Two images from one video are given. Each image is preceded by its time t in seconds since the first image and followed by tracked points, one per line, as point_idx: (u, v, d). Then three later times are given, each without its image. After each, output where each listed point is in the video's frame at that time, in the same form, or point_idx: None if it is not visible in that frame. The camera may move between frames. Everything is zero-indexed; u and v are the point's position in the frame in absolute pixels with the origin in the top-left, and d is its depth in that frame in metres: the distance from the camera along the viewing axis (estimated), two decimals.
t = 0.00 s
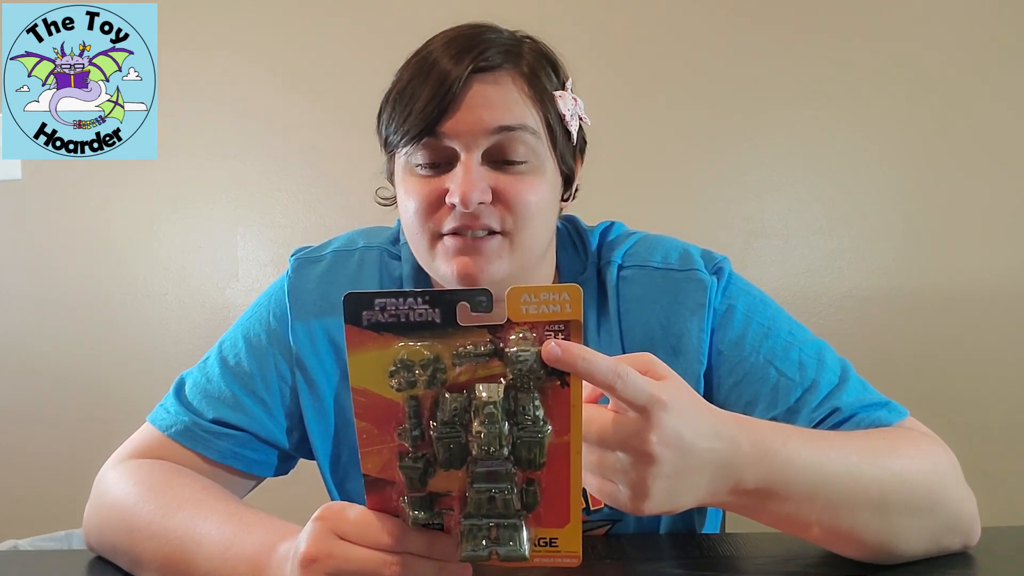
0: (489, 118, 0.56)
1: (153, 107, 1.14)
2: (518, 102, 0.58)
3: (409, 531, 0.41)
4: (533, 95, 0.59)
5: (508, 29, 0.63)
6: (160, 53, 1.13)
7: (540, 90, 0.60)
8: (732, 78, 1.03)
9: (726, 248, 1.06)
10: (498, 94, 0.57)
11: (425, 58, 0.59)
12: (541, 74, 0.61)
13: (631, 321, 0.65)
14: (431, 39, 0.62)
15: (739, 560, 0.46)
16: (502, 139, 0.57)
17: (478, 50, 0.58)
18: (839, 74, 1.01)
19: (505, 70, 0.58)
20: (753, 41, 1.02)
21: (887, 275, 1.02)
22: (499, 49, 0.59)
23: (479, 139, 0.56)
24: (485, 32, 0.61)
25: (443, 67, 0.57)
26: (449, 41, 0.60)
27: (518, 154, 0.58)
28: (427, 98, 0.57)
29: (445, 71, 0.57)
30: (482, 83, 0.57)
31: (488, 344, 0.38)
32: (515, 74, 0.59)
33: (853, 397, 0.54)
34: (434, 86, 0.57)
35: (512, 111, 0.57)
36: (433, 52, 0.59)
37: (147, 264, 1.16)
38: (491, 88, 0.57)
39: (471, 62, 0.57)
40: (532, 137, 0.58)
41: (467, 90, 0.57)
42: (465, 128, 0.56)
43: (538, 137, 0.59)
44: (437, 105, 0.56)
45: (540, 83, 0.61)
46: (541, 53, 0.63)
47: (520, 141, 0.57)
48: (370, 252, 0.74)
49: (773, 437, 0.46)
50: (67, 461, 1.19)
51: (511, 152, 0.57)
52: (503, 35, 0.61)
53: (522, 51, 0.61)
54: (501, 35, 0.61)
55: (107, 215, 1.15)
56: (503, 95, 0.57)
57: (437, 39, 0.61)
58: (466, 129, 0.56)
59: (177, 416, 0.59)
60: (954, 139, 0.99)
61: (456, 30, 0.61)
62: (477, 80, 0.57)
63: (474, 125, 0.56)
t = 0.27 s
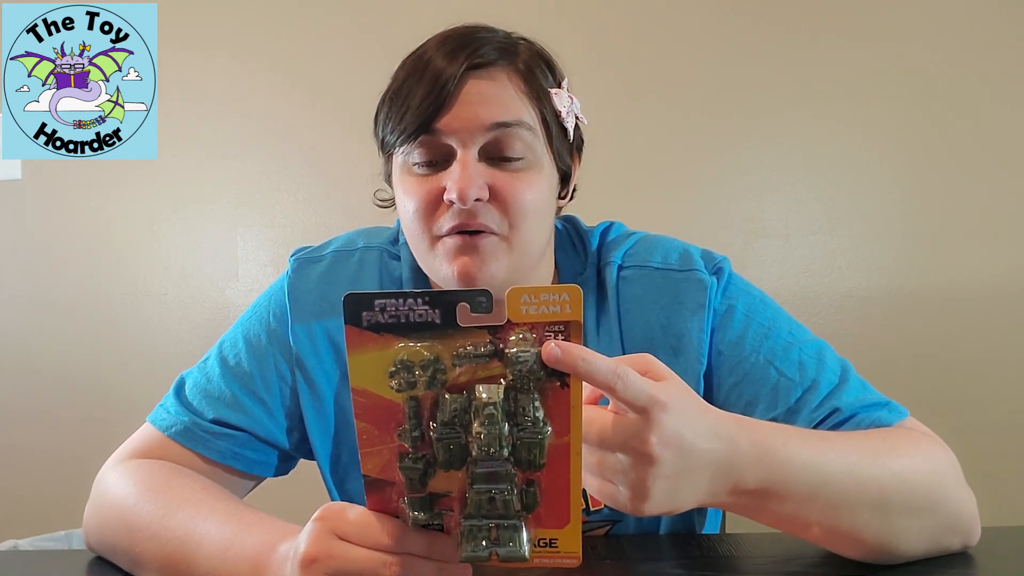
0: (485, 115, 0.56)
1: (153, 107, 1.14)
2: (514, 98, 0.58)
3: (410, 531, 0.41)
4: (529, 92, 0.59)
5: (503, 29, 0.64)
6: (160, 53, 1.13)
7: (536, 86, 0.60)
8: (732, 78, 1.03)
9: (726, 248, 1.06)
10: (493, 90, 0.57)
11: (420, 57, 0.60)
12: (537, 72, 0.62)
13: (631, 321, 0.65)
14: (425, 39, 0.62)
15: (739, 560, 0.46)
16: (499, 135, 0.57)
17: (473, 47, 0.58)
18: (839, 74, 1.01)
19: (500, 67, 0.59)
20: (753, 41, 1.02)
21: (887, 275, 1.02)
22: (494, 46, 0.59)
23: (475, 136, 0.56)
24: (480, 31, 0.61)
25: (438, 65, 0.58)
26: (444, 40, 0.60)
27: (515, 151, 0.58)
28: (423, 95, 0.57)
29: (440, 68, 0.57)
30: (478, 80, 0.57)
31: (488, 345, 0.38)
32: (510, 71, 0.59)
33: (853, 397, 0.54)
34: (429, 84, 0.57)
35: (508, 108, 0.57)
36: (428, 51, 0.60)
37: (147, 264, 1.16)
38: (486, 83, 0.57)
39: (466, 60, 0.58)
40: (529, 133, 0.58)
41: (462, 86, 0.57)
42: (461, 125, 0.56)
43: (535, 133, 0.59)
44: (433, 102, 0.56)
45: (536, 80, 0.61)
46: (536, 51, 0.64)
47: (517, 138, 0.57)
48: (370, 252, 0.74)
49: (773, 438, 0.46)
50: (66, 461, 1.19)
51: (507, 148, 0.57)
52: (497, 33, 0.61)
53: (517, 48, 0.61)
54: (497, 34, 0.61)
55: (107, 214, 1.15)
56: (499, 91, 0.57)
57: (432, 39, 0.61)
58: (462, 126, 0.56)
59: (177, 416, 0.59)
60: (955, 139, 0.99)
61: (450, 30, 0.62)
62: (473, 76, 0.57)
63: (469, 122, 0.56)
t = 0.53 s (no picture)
0: (484, 115, 0.56)
1: (153, 108, 1.14)
2: (513, 99, 0.58)
3: (409, 531, 0.41)
4: (527, 92, 0.59)
5: (500, 28, 0.64)
6: (160, 53, 1.13)
7: (534, 86, 0.61)
8: (732, 78, 1.03)
9: (726, 248, 1.06)
10: (492, 90, 0.57)
11: (417, 58, 0.60)
12: (535, 71, 0.62)
13: (631, 321, 0.65)
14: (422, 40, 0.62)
15: (739, 560, 0.46)
16: (498, 136, 0.57)
17: (471, 48, 0.58)
18: (838, 74, 1.01)
19: (498, 67, 0.59)
20: (753, 41, 1.02)
21: (887, 275, 1.02)
22: (491, 46, 0.59)
23: (474, 136, 0.56)
24: (477, 31, 0.61)
25: (436, 66, 0.58)
26: (442, 41, 0.60)
27: (515, 151, 0.58)
28: (422, 96, 0.57)
29: (438, 70, 0.57)
30: (476, 81, 0.57)
31: (488, 344, 0.38)
32: (508, 71, 0.59)
33: (854, 397, 0.54)
34: (427, 85, 0.57)
35: (507, 108, 0.57)
36: (425, 52, 0.60)
37: (147, 264, 1.16)
38: (485, 84, 0.57)
39: (464, 60, 0.57)
40: (528, 134, 0.58)
41: (461, 87, 0.57)
42: (460, 126, 0.56)
43: (534, 133, 0.59)
44: (431, 104, 0.56)
45: (534, 80, 0.61)
46: (533, 50, 0.63)
47: (516, 138, 0.58)
48: (370, 252, 0.74)
49: (773, 437, 0.46)
50: (66, 461, 1.19)
51: (507, 149, 0.57)
52: (495, 33, 0.61)
53: (514, 48, 0.61)
54: (494, 33, 0.61)
55: (107, 214, 1.15)
56: (497, 92, 0.57)
57: (429, 40, 0.61)
58: (461, 127, 0.56)
59: (177, 416, 0.59)
60: (955, 139, 0.99)
61: (446, 30, 0.62)
62: (471, 77, 0.57)
63: (469, 122, 0.56)
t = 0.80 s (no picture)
0: (482, 117, 0.56)
1: (153, 108, 1.14)
2: (511, 101, 0.58)
3: (410, 532, 0.41)
4: (526, 93, 0.59)
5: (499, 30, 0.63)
6: (160, 53, 1.13)
7: (533, 88, 0.60)
8: (732, 78, 1.03)
9: (726, 248, 1.06)
10: (491, 92, 0.57)
11: (416, 61, 0.60)
12: (534, 72, 0.62)
13: (631, 321, 0.65)
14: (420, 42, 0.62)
15: (739, 560, 0.46)
16: (497, 139, 0.57)
17: (469, 50, 0.58)
18: (839, 74, 1.01)
19: (496, 69, 0.59)
20: (753, 41, 1.02)
21: (888, 275, 1.02)
22: (490, 48, 0.59)
23: (473, 139, 0.56)
24: (475, 32, 0.61)
25: (435, 68, 0.58)
26: (440, 43, 0.60)
27: (514, 153, 0.58)
28: (420, 99, 0.57)
29: (437, 72, 0.57)
30: (475, 83, 0.57)
31: (488, 345, 0.38)
32: (507, 73, 0.59)
33: (854, 397, 0.54)
34: (426, 87, 0.57)
35: (505, 110, 0.57)
36: (424, 54, 0.60)
37: (147, 264, 1.16)
38: (484, 86, 0.57)
39: (463, 63, 0.57)
40: (527, 136, 0.58)
41: (460, 90, 0.57)
42: (459, 128, 0.56)
43: (533, 135, 0.59)
44: (430, 106, 0.56)
45: (533, 81, 0.61)
46: (532, 51, 0.63)
47: (515, 141, 0.57)
48: (370, 252, 0.74)
49: (773, 438, 0.46)
50: (67, 461, 1.19)
51: (505, 151, 0.57)
52: (493, 35, 0.61)
53: (513, 49, 0.61)
54: (492, 35, 0.61)
55: (107, 214, 1.15)
56: (496, 94, 0.57)
57: (427, 41, 0.61)
58: (460, 129, 0.56)
59: (177, 416, 0.59)
60: (955, 139, 0.99)
61: (445, 32, 0.62)
62: (469, 79, 0.57)
63: (467, 125, 0.56)
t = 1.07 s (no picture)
0: (483, 118, 0.56)
1: (153, 107, 1.14)
2: (512, 102, 0.58)
3: (409, 532, 0.41)
4: (525, 94, 0.59)
5: (499, 30, 0.63)
6: (160, 53, 1.13)
7: (533, 88, 0.60)
8: (732, 78, 1.03)
9: (726, 248, 1.06)
10: (491, 94, 0.57)
11: (416, 62, 0.60)
12: (533, 73, 0.61)
13: (631, 321, 0.65)
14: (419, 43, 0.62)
15: (739, 560, 0.46)
16: (497, 140, 0.57)
17: (469, 51, 0.58)
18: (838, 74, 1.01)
19: (496, 70, 0.59)
20: (753, 42, 1.02)
21: (888, 275, 1.02)
22: (489, 48, 0.59)
23: (473, 139, 0.56)
24: (474, 33, 0.61)
25: (435, 69, 0.57)
26: (440, 43, 0.60)
27: (514, 154, 0.58)
28: (420, 100, 0.57)
29: (436, 73, 0.57)
30: (475, 84, 0.57)
31: (488, 343, 0.38)
32: (507, 74, 0.59)
33: (854, 397, 0.54)
34: (426, 88, 0.57)
35: (505, 111, 0.57)
36: (424, 55, 0.60)
37: (147, 264, 1.16)
38: (484, 88, 0.57)
39: (463, 64, 0.57)
40: (527, 137, 0.58)
41: (460, 91, 0.57)
42: (459, 129, 0.56)
43: (533, 136, 0.59)
44: (430, 108, 0.56)
45: (533, 82, 0.61)
46: (531, 51, 0.63)
47: (515, 141, 0.57)
48: (370, 252, 0.74)
49: (773, 438, 0.46)
50: (67, 461, 1.19)
51: (506, 152, 0.57)
52: (493, 35, 0.61)
53: (512, 49, 0.61)
54: (491, 35, 0.61)
55: (107, 214, 1.15)
56: (496, 95, 0.57)
57: (427, 42, 0.61)
58: (460, 130, 0.56)
59: (177, 416, 0.59)
60: (954, 139, 0.99)
61: (444, 32, 0.62)
62: (469, 80, 0.57)
63: (468, 126, 0.56)
